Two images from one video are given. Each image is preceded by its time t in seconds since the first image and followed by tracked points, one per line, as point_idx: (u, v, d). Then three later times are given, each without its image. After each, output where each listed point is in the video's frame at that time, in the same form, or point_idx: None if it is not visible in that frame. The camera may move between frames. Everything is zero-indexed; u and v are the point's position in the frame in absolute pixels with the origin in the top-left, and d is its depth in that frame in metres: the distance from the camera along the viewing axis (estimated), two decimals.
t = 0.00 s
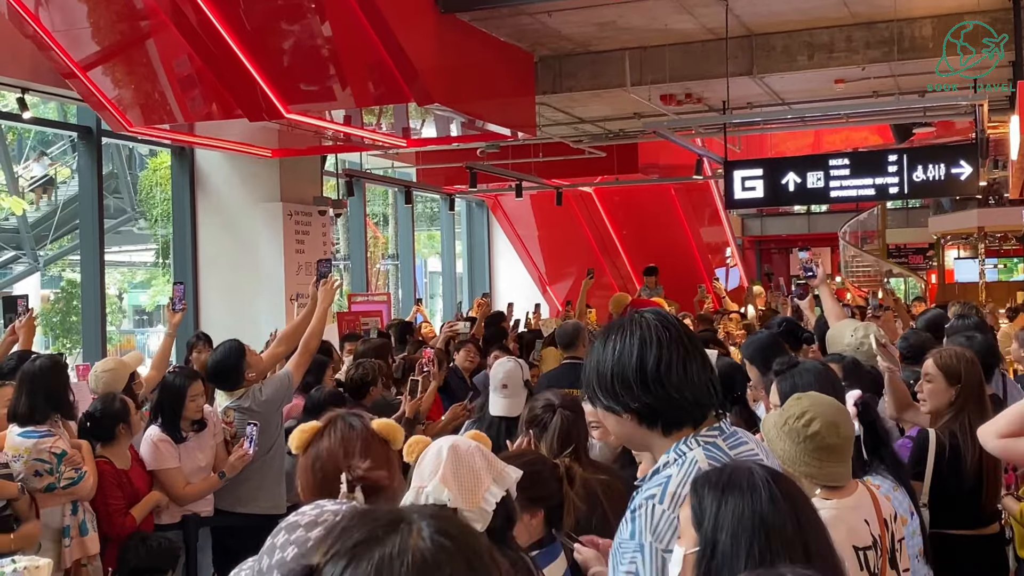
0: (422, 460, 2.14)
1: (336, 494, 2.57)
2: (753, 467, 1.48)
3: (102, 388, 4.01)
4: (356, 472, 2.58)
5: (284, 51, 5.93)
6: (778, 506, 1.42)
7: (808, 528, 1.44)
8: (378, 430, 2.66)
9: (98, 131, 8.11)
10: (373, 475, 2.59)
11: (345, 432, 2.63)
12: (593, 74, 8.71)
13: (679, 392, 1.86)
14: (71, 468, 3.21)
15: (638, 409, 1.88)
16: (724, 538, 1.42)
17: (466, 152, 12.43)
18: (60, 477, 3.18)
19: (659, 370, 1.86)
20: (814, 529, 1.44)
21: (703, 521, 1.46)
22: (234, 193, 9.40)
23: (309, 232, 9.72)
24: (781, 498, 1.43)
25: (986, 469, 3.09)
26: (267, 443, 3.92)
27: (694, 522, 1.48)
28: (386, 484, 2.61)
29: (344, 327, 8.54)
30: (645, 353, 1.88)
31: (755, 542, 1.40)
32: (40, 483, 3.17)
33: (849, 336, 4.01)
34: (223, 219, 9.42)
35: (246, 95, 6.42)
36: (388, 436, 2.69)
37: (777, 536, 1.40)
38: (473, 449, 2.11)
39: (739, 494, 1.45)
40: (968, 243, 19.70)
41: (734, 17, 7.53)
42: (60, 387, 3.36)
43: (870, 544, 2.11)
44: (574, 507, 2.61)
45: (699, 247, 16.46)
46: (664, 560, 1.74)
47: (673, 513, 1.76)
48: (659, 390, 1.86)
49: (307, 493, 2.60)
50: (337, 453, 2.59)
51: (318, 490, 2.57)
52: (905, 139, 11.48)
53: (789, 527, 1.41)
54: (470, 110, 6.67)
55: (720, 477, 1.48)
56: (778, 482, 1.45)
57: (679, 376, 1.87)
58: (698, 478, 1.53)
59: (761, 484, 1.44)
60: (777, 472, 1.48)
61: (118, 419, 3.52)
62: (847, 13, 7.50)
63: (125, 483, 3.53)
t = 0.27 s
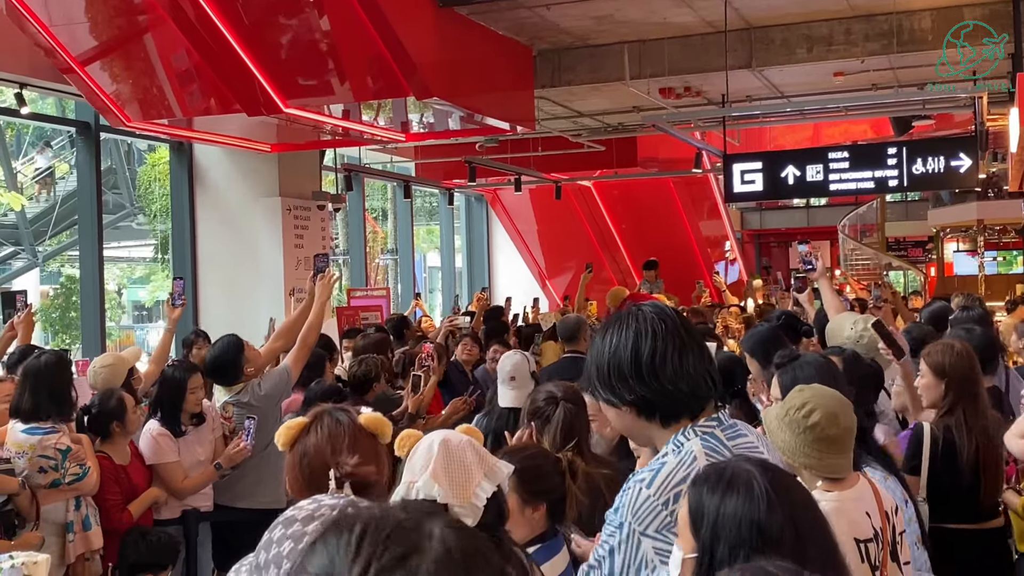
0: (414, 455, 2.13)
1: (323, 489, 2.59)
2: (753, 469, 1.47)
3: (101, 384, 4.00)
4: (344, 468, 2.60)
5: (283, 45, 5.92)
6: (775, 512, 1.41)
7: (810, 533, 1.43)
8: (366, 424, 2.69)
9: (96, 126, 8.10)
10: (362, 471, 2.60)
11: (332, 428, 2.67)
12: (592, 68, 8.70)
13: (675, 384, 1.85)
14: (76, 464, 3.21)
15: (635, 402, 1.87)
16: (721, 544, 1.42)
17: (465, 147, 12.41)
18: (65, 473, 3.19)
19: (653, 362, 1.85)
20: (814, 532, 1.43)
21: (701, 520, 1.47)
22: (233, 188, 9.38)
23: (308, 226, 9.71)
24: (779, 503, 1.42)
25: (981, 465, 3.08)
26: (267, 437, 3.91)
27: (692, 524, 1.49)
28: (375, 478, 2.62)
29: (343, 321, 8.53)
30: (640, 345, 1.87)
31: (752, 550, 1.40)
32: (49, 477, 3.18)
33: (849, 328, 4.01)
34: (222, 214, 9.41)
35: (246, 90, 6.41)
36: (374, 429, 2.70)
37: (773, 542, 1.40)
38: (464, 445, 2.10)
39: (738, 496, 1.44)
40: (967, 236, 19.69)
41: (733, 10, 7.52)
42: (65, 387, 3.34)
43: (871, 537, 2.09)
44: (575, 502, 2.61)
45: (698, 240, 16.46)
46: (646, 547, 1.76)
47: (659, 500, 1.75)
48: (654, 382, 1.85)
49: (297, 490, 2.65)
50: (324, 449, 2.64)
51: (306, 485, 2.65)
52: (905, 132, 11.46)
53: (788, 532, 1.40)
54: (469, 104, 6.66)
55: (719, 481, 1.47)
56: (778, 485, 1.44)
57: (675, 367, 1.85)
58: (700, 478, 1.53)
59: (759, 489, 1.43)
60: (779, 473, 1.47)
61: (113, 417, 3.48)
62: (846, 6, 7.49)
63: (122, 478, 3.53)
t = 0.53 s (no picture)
0: (401, 448, 2.13)
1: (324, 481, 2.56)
2: (736, 472, 1.41)
3: (98, 378, 4.00)
4: (343, 460, 2.59)
5: (281, 38, 5.91)
6: (758, 517, 1.36)
7: (795, 535, 1.38)
8: (361, 417, 2.72)
9: (94, 121, 8.08)
10: (360, 462, 2.61)
11: (327, 421, 2.65)
12: (590, 60, 8.68)
13: (670, 377, 1.84)
14: (72, 462, 3.20)
15: (632, 395, 1.87)
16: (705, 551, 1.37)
17: (464, 140, 12.40)
18: (63, 470, 3.18)
19: (649, 355, 1.85)
20: (799, 533, 1.38)
21: (685, 523, 1.41)
22: (232, 182, 9.37)
23: (306, 220, 9.69)
24: (763, 507, 1.37)
25: (969, 455, 3.05)
26: (265, 431, 3.91)
27: (676, 529, 1.44)
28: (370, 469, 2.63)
29: (343, 315, 8.52)
30: (635, 337, 1.87)
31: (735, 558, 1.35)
32: (45, 471, 3.16)
33: (848, 320, 4.00)
34: (221, 208, 9.40)
35: (245, 84, 6.40)
36: (368, 421, 2.72)
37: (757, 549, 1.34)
38: (450, 437, 2.09)
39: (723, 500, 1.39)
40: (966, 228, 19.69)
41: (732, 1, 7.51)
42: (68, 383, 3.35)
43: (873, 527, 2.07)
44: (577, 494, 2.60)
45: (697, 233, 16.45)
46: (632, 528, 1.77)
47: (646, 483, 1.76)
48: (650, 376, 1.85)
49: (292, 486, 2.60)
50: (320, 443, 2.60)
51: (303, 481, 2.59)
52: (904, 124, 11.45)
53: (771, 538, 1.36)
54: (468, 96, 6.65)
55: (703, 481, 1.42)
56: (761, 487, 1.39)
57: (671, 360, 1.84)
58: (682, 479, 1.47)
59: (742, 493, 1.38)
60: (762, 474, 1.42)
61: (111, 412, 3.47)
62: None
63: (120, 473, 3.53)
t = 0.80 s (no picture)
0: (392, 443, 2.17)
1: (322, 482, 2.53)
2: (707, 474, 1.40)
3: (94, 376, 4.00)
4: (341, 461, 2.56)
5: (277, 34, 5.90)
6: (730, 518, 1.35)
7: (769, 531, 1.37)
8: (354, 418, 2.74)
9: (90, 118, 8.07)
10: (358, 463, 2.58)
11: (321, 424, 2.65)
12: (587, 54, 8.68)
13: (667, 371, 1.84)
14: (60, 461, 3.21)
15: (628, 388, 1.87)
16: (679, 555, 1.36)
17: (460, 136, 12.39)
18: (50, 468, 3.19)
19: (646, 349, 1.84)
20: (772, 528, 1.37)
21: (661, 528, 1.40)
22: (228, 178, 9.36)
23: (303, 216, 9.68)
24: (733, 505, 1.36)
25: (961, 450, 3.05)
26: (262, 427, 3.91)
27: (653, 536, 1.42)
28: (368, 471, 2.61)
29: (340, 311, 8.51)
30: (632, 331, 1.86)
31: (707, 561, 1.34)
32: (30, 470, 3.18)
33: (844, 314, 3.99)
34: (218, 204, 9.39)
35: (241, 80, 6.39)
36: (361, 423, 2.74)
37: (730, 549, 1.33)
38: (438, 435, 2.13)
39: (695, 503, 1.37)
40: (964, 222, 19.71)
41: None
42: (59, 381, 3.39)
43: (869, 520, 2.07)
44: (574, 489, 2.60)
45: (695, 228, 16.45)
46: (625, 519, 1.76)
47: (639, 474, 1.75)
48: (648, 370, 1.84)
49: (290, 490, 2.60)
50: (316, 446, 2.60)
51: (300, 485, 2.58)
52: (900, 118, 11.46)
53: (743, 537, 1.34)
54: (464, 92, 6.65)
55: (676, 484, 1.40)
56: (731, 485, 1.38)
57: (668, 353, 1.84)
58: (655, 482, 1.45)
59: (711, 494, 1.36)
60: (734, 473, 1.40)
61: (109, 411, 3.45)
62: None
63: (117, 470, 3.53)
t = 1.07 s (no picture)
0: (382, 441, 2.17)
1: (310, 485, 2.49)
2: (699, 466, 1.40)
3: (85, 373, 3.98)
4: (328, 460, 2.52)
5: (271, 30, 5.89)
6: (721, 511, 1.35)
7: (762, 526, 1.37)
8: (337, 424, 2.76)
9: (85, 114, 8.06)
10: (347, 460, 2.53)
11: (305, 431, 2.59)
12: (582, 49, 8.67)
13: (662, 363, 1.83)
14: (44, 458, 3.18)
15: (623, 380, 1.86)
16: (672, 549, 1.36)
17: (456, 131, 12.38)
18: (32, 466, 3.15)
19: (641, 341, 1.83)
20: (762, 517, 1.37)
21: (653, 520, 1.39)
22: (224, 174, 9.34)
23: (299, 212, 9.67)
24: (724, 499, 1.36)
25: (954, 446, 3.04)
26: (257, 422, 3.90)
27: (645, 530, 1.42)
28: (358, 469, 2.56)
29: (337, 307, 8.50)
30: (627, 323, 1.85)
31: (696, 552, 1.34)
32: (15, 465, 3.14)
33: (839, 308, 3.99)
34: (214, 201, 9.37)
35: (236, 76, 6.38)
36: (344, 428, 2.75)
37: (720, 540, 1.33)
38: (428, 434, 2.12)
39: (687, 495, 1.37)
40: (960, 214, 19.73)
41: None
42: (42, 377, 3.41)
43: (865, 513, 2.07)
44: (569, 483, 2.59)
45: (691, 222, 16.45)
46: (619, 514, 1.76)
47: (633, 468, 1.75)
48: (643, 362, 1.83)
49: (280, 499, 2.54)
50: (302, 452, 2.54)
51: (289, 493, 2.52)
52: (896, 111, 11.46)
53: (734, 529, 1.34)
54: (459, 86, 6.64)
55: (668, 475, 1.40)
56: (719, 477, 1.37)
57: (663, 345, 1.83)
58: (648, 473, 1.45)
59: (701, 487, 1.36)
60: (726, 466, 1.40)
61: (103, 407, 3.45)
62: None
63: (112, 467, 3.51)
